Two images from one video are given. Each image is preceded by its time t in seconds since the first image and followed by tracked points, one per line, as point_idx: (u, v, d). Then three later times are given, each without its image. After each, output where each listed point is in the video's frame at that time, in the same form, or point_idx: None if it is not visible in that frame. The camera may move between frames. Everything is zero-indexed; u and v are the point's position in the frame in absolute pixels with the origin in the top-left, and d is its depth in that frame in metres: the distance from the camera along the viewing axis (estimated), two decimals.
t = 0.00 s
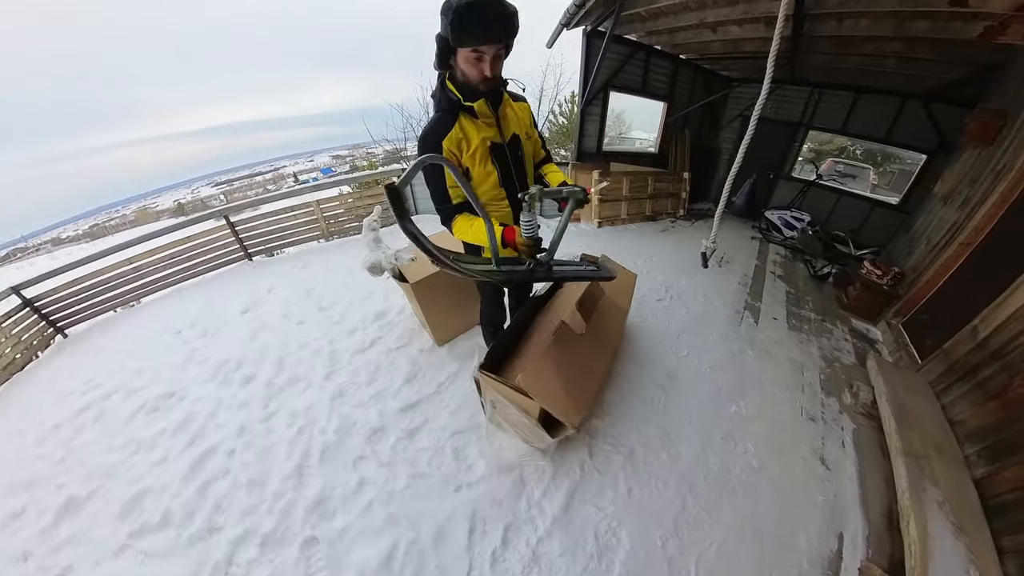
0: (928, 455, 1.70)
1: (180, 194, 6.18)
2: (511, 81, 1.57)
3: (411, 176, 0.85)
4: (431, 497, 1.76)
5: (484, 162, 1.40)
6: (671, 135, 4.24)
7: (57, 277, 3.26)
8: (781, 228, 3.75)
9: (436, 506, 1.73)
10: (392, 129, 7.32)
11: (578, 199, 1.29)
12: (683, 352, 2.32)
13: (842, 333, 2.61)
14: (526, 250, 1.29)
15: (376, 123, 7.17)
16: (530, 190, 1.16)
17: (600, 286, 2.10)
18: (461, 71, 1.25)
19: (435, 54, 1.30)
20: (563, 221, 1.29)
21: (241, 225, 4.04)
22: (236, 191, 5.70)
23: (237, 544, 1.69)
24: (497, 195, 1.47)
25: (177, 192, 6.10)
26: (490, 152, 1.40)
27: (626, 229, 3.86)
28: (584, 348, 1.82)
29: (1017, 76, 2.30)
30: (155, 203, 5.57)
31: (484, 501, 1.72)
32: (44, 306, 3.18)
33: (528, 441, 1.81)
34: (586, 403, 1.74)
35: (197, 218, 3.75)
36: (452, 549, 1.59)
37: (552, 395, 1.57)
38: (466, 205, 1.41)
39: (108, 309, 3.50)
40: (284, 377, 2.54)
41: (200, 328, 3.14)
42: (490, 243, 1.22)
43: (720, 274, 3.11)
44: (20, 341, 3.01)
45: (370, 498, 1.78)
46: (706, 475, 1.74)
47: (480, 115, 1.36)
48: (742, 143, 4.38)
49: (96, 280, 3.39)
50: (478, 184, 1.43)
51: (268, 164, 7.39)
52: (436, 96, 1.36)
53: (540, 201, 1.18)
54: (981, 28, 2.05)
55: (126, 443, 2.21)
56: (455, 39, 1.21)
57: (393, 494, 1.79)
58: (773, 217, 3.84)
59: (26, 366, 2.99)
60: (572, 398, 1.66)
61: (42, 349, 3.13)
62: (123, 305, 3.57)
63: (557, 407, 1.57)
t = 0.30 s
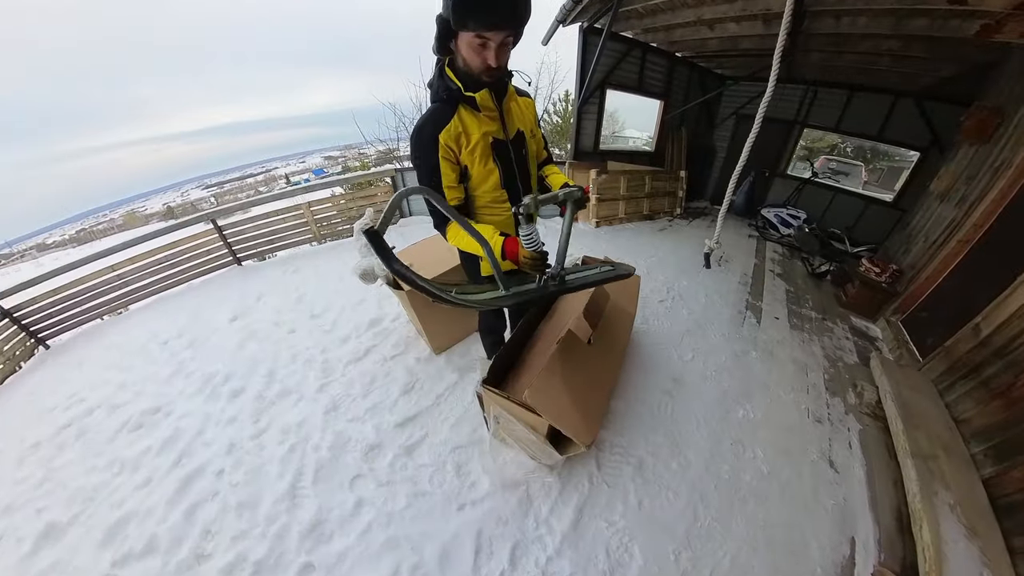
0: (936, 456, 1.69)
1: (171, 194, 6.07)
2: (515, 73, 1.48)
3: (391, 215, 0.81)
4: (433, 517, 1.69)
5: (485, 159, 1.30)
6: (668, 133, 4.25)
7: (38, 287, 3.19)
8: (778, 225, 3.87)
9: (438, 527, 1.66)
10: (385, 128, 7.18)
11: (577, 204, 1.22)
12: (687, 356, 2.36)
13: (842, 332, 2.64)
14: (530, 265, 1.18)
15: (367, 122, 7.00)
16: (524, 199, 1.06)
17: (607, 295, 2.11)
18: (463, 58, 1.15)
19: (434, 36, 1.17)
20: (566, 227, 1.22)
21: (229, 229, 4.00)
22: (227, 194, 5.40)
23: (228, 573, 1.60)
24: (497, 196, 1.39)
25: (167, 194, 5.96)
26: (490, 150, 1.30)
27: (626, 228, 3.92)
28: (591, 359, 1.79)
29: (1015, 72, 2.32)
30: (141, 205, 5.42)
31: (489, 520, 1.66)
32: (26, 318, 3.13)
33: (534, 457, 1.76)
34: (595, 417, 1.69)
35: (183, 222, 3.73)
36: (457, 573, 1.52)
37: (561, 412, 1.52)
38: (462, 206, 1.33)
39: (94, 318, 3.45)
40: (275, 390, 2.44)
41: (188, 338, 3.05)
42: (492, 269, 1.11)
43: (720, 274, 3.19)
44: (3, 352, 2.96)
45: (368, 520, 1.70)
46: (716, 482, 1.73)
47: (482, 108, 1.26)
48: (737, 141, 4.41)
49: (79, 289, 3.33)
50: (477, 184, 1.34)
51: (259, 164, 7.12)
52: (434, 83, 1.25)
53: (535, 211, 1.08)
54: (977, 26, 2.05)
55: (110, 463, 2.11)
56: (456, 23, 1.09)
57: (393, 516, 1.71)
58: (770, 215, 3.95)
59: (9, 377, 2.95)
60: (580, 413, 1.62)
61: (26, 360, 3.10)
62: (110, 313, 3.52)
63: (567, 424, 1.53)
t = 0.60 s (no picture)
0: (940, 459, 1.66)
1: (155, 194, 5.91)
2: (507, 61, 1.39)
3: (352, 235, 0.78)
4: (429, 538, 1.63)
5: (473, 161, 1.23)
6: (664, 129, 4.23)
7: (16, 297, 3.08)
8: (773, 223, 3.90)
9: (434, 548, 1.60)
10: (376, 128, 6.88)
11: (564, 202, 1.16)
12: (687, 360, 2.35)
13: (841, 331, 2.64)
14: (519, 274, 1.12)
15: (359, 122, 6.86)
16: (506, 202, 1.01)
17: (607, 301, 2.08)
18: (451, 49, 1.04)
19: (418, 21, 1.05)
20: (556, 229, 1.17)
21: (215, 234, 3.88)
22: (217, 196, 5.16)
23: None
24: (486, 199, 1.32)
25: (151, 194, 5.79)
26: (480, 150, 1.23)
27: (622, 228, 3.89)
28: (590, 372, 1.74)
29: (1009, 70, 2.32)
30: (124, 205, 5.25)
31: (487, 539, 1.60)
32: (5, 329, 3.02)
33: (533, 473, 1.70)
34: (597, 430, 1.64)
35: (168, 228, 3.59)
36: None
37: (559, 429, 1.47)
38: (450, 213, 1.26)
39: (79, 327, 3.35)
40: (262, 404, 2.35)
41: (173, 349, 2.94)
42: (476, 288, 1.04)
43: (718, 274, 3.19)
44: None
45: (361, 542, 1.63)
46: (720, 491, 1.71)
47: (470, 105, 1.18)
48: (731, 139, 4.41)
49: (60, 298, 3.21)
50: (464, 187, 1.28)
51: (250, 167, 6.89)
52: (417, 75, 1.15)
53: (518, 213, 1.02)
54: (972, 24, 2.04)
55: (90, 484, 2.01)
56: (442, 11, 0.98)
57: (387, 536, 1.64)
58: (765, 213, 3.97)
59: None
60: (580, 430, 1.55)
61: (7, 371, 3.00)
62: (96, 322, 3.41)
63: (565, 442, 1.47)
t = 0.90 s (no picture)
0: (940, 457, 1.65)
1: (141, 197, 5.76)
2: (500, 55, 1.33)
3: (320, 236, 0.77)
4: (425, 553, 1.59)
5: (462, 160, 1.17)
6: (657, 128, 4.23)
7: None
8: (767, 220, 3.92)
9: (431, 564, 1.55)
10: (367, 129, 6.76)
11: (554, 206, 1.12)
12: (686, 361, 2.33)
13: (836, 328, 2.65)
14: (508, 282, 1.07)
15: (350, 122, 6.74)
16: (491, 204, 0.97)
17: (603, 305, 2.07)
18: (438, 40, 0.98)
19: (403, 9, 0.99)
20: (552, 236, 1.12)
21: (203, 238, 3.78)
22: (205, 199, 5.05)
23: None
24: (476, 199, 1.27)
25: (136, 197, 5.64)
26: (470, 149, 1.18)
27: (617, 227, 3.87)
28: (588, 379, 1.70)
29: (1000, 67, 2.34)
30: (107, 208, 5.10)
31: (485, 553, 1.57)
32: None
33: (532, 484, 1.66)
34: (597, 437, 1.61)
35: (153, 233, 3.49)
36: None
37: (557, 440, 1.43)
38: (439, 215, 1.21)
39: (64, 337, 3.24)
40: (252, 415, 2.28)
41: (159, 358, 2.85)
42: (463, 297, 0.99)
43: (714, 273, 3.19)
44: None
45: (356, 559, 1.58)
46: (721, 496, 1.69)
47: (459, 100, 1.12)
48: (725, 137, 4.42)
49: (43, 307, 3.11)
50: (453, 187, 1.22)
51: (239, 168, 6.77)
52: (402, 67, 1.09)
53: (504, 217, 0.98)
54: (965, 21, 2.04)
55: (72, 503, 1.93)
56: None
57: (382, 553, 1.60)
58: (758, 211, 3.98)
59: None
60: (579, 440, 1.52)
61: None
62: (82, 330, 3.31)
63: (564, 453, 1.43)
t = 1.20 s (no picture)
0: (935, 451, 1.66)
1: (129, 200, 5.66)
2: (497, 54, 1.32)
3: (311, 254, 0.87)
4: (424, 561, 1.57)
5: (459, 157, 1.15)
6: (651, 126, 4.24)
7: None
8: (760, 217, 3.95)
9: (431, 571, 1.54)
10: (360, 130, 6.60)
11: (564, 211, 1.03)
12: (684, 360, 2.34)
13: (831, 324, 2.68)
14: (511, 297, 1.04)
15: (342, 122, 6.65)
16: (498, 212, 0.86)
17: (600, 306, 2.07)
18: (428, 30, 0.96)
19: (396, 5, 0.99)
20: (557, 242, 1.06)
21: (193, 242, 3.72)
22: (196, 202, 4.97)
23: None
24: (473, 199, 1.26)
25: (125, 200, 5.54)
26: (467, 145, 1.16)
27: (612, 226, 3.87)
28: (586, 381, 1.70)
29: (988, 65, 2.37)
30: (96, 212, 5.00)
31: (485, 558, 1.55)
32: None
33: (531, 488, 1.65)
34: (597, 438, 1.61)
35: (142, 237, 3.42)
36: None
37: (557, 445, 1.43)
38: (436, 213, 1.19)
39: (53, 345, 3.17)
40: (246, 422, 2.24)
41: (150, 366, 2.79)
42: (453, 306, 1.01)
43: (710, 271, 3.20)
44: None
45: (354, 568, 1.56)
46: (721, 494, 1.69)
47: (455, 95, 1.11)
48: (718, 135, 4.45)
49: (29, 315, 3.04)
50: (449, 186, 1.20)
51: (231, 170, 6.68)
52: (396, 61, 1.08)
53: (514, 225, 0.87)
54: (954, 20, 2.07)
55: (62, 517, 1.88)
56: None
57: (381, 561, 1.58)
58: (751, 208, 4.02)
59: None
60: (579, 444, 1.51)
61: None
62: (71, 338, 3.24)
63: (564, 458, 1.42)
